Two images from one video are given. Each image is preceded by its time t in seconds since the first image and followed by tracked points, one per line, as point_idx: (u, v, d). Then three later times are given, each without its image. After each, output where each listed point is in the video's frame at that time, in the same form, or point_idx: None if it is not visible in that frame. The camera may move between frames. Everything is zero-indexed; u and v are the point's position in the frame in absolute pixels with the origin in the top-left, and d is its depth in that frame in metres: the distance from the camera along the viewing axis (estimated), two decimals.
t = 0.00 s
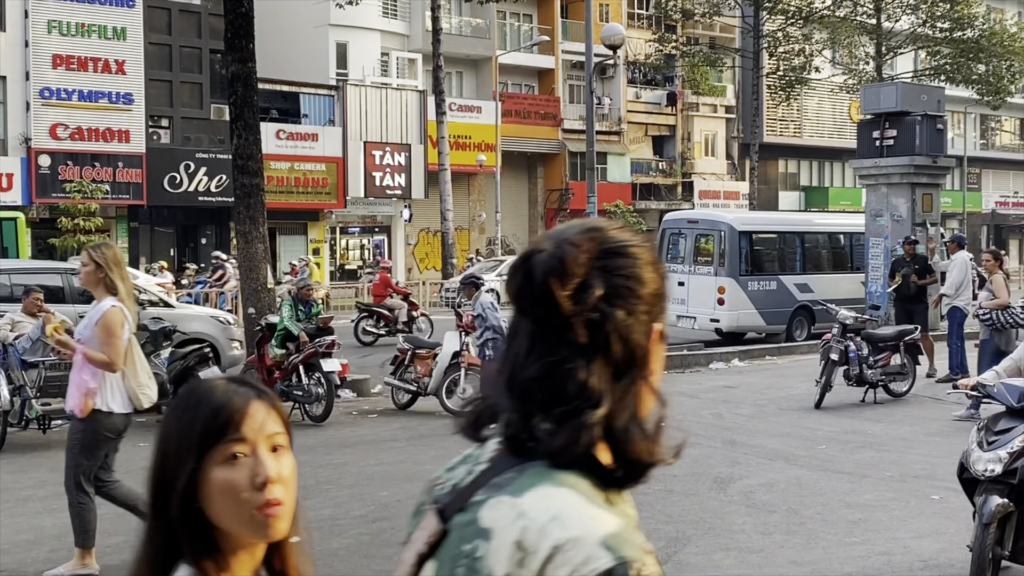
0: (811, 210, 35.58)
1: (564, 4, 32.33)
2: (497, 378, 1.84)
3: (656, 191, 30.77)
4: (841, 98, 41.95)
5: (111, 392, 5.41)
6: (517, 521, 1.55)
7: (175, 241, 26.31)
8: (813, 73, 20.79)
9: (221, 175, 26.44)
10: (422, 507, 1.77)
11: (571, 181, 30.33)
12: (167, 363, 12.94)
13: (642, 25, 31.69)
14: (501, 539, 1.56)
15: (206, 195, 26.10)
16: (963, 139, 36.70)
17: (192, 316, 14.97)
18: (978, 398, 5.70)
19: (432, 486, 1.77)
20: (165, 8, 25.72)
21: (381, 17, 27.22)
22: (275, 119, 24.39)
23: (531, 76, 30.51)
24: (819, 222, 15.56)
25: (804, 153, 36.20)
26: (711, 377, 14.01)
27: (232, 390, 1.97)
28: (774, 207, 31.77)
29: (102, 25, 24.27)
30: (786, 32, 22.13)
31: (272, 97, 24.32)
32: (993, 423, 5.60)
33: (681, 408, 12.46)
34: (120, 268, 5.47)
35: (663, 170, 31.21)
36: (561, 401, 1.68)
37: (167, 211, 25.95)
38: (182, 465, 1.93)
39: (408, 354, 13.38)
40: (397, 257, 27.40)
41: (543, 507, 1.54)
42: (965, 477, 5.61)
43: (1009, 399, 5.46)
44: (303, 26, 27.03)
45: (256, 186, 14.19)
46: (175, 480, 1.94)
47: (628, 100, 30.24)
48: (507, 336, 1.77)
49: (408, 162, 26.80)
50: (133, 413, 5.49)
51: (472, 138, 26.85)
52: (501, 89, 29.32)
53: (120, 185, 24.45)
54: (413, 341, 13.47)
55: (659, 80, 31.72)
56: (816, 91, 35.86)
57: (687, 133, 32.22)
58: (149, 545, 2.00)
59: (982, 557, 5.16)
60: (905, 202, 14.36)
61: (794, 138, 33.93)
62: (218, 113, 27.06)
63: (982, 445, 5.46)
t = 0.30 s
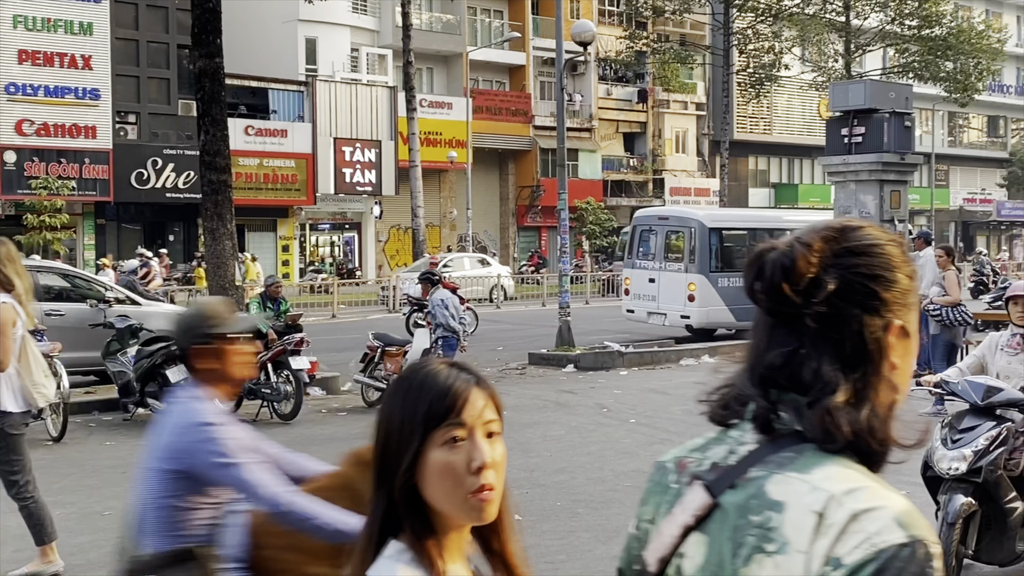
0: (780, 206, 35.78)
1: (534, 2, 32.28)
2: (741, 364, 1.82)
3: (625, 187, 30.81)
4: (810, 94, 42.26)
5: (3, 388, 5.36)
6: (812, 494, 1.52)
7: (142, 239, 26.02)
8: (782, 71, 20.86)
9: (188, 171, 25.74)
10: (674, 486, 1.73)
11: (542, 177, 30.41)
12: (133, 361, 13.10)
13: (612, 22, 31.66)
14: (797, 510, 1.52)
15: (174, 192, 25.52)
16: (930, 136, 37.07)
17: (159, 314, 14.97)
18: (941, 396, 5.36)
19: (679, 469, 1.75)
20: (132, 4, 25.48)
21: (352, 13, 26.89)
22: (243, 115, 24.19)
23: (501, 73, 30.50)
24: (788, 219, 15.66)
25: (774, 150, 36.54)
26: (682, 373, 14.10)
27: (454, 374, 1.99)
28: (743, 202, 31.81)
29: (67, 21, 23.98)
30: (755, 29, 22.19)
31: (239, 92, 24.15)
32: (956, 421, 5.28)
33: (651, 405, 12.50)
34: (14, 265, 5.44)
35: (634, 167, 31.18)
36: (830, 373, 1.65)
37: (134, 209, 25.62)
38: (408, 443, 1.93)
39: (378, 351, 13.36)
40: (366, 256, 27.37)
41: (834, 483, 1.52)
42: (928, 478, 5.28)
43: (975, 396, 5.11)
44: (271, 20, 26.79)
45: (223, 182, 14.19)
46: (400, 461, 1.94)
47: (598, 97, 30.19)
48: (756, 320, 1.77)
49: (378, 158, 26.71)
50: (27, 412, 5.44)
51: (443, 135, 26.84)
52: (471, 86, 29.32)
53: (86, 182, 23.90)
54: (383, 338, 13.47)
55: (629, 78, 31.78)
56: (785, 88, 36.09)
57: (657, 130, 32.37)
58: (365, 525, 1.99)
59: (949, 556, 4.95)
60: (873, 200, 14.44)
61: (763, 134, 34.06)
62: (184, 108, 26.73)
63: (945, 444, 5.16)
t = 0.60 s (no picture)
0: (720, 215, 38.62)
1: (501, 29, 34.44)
2: (924, 340, 2.13)
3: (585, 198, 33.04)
4: (745, 114, 45.39)
5: None
6: (1017, 456, 1.82)
7: (152, 242, 27.21)
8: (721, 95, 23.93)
9: (193, 182, 27.18)
10: (873, 443, 2.00)
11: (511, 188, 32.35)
12: (144, 350, 14.86)
13: (573, 49, 33.76)
14: (1006, 469, 1.81)
15: (182, 201, 26.87)
16: (855, 150, 40.46)
17: (167, 310, 16.60)
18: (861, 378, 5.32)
19: (873, 425, 2.02)
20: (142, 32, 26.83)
21: (341, 41, 28.43)
22: (243, 131, 25.37)
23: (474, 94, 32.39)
24: (728, 224, 17.69)
25: (716, 164, 39.62)
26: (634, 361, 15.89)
27: (625, 368, 2.11)
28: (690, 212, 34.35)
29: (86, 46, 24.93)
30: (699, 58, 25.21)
31: (240, 111, 25.27)
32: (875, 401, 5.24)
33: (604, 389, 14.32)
34: None
35: (591, 178, 33.41)
36: (993, 340, 1.95)
37: (145, 213, 26.64)
38: (591, 431, 2.06)
39: (364, 342, 15.10)
40: (354, 256, 29.12)
41: None
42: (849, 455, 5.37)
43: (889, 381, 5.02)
44: (263, 46, 28.59)
45: (225, 192, 15.99)
46: (582, 447, 2.07)
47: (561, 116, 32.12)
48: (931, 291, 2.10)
49: (364, 170, 28.53)
50: None
51: (422, 149, 28.59)
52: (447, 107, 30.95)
53: (102, 191, 24.95)
54: (367, 331, 15.20)
55: (588, 99, 33.83)
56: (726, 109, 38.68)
57: (613, 146, 34.14)
58: (543, 509, 2.11)
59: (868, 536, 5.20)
60: (802, 208, 16.25)
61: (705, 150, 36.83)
62: (190, 125, 28.26)
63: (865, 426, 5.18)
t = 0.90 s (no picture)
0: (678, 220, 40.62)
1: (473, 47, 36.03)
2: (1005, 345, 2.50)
3: (552, 204, 34.67)
4: (698, 128, 47.63)
5: None
6: None
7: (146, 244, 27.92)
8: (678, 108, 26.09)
9: (186, 188, 27.93)
10: (978, 429, 2.24)
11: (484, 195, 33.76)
12: (139, 346, 15.85)
13: (541, 66, 35.27)
14: None
15: (174, 206, 27.52)
16: (799, 161, 42.92)
17: (160, 308, 17.72)
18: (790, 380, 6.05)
19: (977, 415, 2.27)
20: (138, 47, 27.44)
21: (324, 56, 29.49)
22: (232, 141, 26.36)
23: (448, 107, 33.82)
24: (683, 228, 19.26)
25: (673, 172, 41.77)
26: (597, 355, 17.11)
27: (766, 344, 2.30)
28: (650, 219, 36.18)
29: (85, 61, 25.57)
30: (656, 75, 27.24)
31: (230, 122, 26.29)
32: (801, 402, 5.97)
33: (570, 382, 15.46)
34: None
35: (558, 185, 35.01)
36: None
37: (140, 219, 27.37)
38: (748, 398, 2.24)
39: (346, 338, 16.19)
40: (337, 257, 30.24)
41: None
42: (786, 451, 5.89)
43: (817, 378, 5.82)
44: (250, 60, 29.56)
45: (215, 197, 17.14)
46: (738, 415, 2.25)
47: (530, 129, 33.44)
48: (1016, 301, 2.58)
49: (347, 177, 29.61)
50: None
51: (401, 158, 29.73)
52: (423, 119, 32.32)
53: (100, 197, 25.62)
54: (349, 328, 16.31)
55: (555, 112, 35.39)
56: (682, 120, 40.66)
57: (578, 156, 36.22)
58: (700, 475, 2.26)
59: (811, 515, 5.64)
60: (752, 213, 17.70)
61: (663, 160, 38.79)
62: (183, 135, 29.02)
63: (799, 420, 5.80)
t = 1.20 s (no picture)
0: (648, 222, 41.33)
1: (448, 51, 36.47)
2: None
3: (525, 206, 35.14)
4: (665, 132, 48.43)
5: None
6: None
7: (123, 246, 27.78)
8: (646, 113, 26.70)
9: (164, 189, 28.14)
10: None
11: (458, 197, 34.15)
12: (115, 345, 16.12)
13: (514, 71, 35.77)
14: None
15: (151, 207, 27.74)
16: (763, 165, 43.86)
17: (136, 308, 18.02)
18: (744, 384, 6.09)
19: None
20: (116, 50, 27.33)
21: (299, 60, 29.75)
22: (209, 143, 26.59)
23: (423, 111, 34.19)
24: (652, 230, 19.81)
25: (642, 176, 42.56)
26: (567, 353, 17.56)
27: (885, 349, 2.48)
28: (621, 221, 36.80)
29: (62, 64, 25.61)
30: (626, 81, 27.79)
31: (206, 124, 26.53)
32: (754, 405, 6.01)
33: (541, 379, 15.88)
34: None
35: (531, 188, 35.50)
36: None
37: (118, 219, 27.35)
38: (875, 398, 2.43)
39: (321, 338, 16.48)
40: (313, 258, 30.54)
41: None
42: (739, 454, 5.95)
43: (769, 382, 5.86)
44: (225, 64, 29.79)
45: (191, 199, 17.40)
46: (866, 413, 2.44)
47: (503, 132, 33.96)
48: None
49: (322, 180, 29.80)
50: None
51: (376, 161, 29.98)
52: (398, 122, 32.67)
53: (77, 198, 25.72)
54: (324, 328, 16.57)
55: (527, 116, 35.89)
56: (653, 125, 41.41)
57: (550, 159, 36.70)
58: (826, 468, 2.44)
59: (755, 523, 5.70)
60: (718, 215, 18.24)
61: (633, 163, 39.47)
62: (161, 138, 28.76)
63: (752, 423, 5.85)
